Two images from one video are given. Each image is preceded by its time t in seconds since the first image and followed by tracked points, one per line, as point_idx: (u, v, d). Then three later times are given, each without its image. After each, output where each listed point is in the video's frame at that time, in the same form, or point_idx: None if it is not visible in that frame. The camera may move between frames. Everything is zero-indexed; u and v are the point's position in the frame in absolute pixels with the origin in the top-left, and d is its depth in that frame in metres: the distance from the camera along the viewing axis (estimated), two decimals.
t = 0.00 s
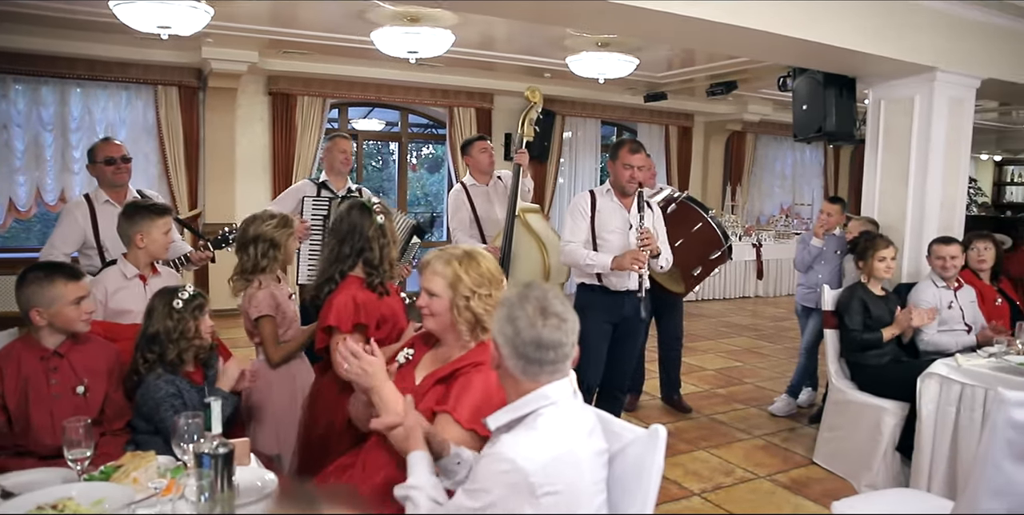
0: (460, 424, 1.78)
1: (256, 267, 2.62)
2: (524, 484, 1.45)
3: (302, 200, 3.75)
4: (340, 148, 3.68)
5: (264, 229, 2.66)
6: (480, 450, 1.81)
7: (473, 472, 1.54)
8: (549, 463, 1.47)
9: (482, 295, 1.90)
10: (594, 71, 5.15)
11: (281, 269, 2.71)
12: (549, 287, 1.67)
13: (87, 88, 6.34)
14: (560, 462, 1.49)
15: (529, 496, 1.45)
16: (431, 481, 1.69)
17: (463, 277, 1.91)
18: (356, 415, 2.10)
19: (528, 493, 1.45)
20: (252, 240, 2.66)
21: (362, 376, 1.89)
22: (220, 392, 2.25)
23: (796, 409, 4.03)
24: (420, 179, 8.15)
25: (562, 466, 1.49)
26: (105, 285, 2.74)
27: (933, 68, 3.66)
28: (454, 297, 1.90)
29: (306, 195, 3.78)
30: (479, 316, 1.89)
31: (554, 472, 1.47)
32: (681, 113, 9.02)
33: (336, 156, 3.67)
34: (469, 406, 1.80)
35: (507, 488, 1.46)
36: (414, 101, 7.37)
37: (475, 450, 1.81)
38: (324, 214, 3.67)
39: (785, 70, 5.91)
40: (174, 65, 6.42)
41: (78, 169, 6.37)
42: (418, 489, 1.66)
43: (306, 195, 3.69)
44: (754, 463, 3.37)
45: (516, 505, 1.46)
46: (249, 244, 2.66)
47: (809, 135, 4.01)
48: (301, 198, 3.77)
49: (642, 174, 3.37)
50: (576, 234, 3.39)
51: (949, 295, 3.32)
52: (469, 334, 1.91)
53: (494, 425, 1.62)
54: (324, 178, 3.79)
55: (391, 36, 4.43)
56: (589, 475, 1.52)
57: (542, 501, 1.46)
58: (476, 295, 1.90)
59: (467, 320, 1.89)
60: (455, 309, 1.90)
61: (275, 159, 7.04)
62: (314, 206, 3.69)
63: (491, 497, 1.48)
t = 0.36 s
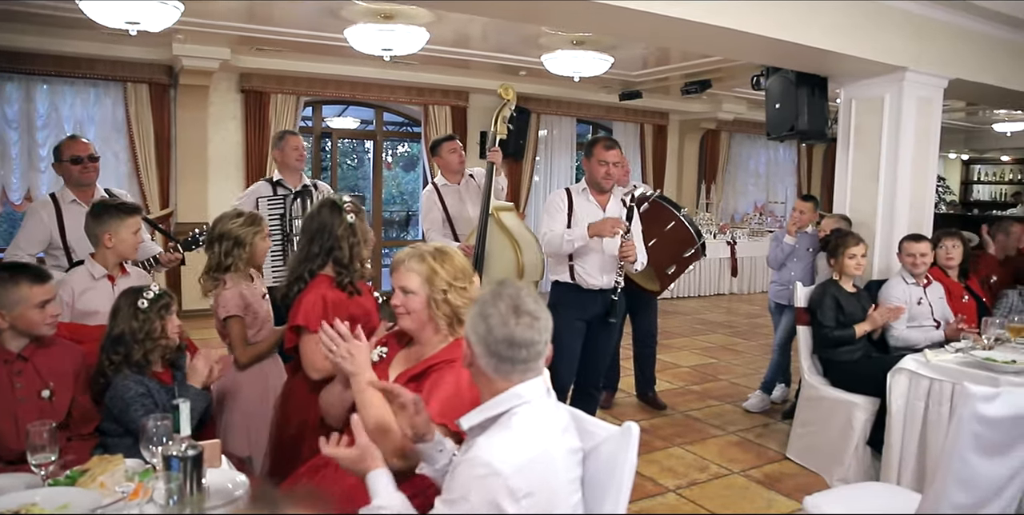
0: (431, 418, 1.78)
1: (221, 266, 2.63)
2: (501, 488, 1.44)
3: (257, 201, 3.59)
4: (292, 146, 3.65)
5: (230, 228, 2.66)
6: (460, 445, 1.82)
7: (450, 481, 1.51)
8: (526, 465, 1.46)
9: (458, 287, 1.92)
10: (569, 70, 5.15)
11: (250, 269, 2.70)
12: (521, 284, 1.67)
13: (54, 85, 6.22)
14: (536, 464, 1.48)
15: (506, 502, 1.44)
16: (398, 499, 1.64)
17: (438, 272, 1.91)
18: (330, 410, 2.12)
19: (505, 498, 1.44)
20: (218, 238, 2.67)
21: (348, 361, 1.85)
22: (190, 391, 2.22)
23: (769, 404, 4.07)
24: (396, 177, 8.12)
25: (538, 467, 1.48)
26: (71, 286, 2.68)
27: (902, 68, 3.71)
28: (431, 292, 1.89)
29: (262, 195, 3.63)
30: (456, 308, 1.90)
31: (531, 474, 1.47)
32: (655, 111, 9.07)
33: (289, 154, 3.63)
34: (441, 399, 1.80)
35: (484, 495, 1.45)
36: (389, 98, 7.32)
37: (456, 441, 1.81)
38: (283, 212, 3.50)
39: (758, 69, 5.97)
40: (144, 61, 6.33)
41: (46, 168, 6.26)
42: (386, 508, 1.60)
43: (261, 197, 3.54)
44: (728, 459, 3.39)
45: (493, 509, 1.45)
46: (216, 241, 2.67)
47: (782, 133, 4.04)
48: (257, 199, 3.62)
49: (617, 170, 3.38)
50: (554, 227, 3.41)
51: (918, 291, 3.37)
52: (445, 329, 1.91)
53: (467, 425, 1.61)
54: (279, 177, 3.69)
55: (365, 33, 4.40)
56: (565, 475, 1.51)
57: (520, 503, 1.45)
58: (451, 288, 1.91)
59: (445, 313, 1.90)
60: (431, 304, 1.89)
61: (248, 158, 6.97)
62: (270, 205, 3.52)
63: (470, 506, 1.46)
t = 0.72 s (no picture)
0: (401, 413, 1.76)
1: (187, 263, 2.62)
2: (468, 481, 1.44)
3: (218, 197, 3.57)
4: (252, 141, 3.64)
5: (198, 224, 2.63)
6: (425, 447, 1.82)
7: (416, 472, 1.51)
8: (492, 458, 1.46)
9: (430, 282, 1.91)
10: (542, 65, 5.14)
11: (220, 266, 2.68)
12: (491, 279, 1.67)
13: (17, 78, 6.08)
14: (503, 458, 1.47)
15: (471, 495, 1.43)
16: (376, 486, 1.68)
17: (410, 267, 1.90)
18: (301, 406, 2.07)
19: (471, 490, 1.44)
20: (185, 235, 2.65)
21: (322, 349, 1.83)
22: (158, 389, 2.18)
23: (741, 397, 4.11)
24: (369, 172, 8.07)
25: (505, 460, 1.47)
26: (34, 282, 2.63)
27: (871, 65, 3.76)
28: (401, 285, 1.88)
29: (223, 192, 3.61)
30: (426, 302, 1.89)
31: (498, 467, 1.46)
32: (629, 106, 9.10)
33: (248, 148, 3.62)
34: (410, 394, 1.78)
35: (449, 486, 1.45)
36: (362, 93, 7.36)
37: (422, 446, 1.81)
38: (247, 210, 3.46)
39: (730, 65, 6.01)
40: (111, 54, 6.22)
41: (9, 163, 6.14)
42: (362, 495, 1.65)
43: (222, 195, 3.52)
44: (701, 452, 3.43)
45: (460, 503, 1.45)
46: (183, 237, 2.66)
47: (754, 129, 4.07)
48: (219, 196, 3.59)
49: (589, 165, 3.39)
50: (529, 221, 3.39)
51: (886, 285, 3.42)
52: (415, 323, 1.89)
53: (436, 420, 1.61)
54: (240, 173, 3.66)
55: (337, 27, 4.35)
56: (534, 468, 1.51)
57: (486, 496, 1.44)
58: (421, 283, 1.90)
59: (415, 308, 1.88)
60: (400, 298, 1.88)
61: (219, 152, 6.88)
62: (234, 201, 3.52)
63: (433, 495, 1.47)
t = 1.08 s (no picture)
0: (372, 410, 1.75)
1: (157, 259, 2.59)
2: (441, 478, 1.43)
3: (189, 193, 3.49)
4: (222, 136, 3.61)
5: (167, 221, 2.60)
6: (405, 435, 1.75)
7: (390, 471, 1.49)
8: (465, 454, 1.46)
9: (399, 281, 1.89)
10: (517, 60, 5.14)
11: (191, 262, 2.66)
12: (463, 274, 1.65)
13: None
14: (476, 454, 1.47)
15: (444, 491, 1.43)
16: (340, 486, 1.62)
17: (381, 263, 1.89)
18: (276, 399, 2.04)
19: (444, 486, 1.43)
20: (155, 230, 2.63)
21: (294, 348, 1.87)
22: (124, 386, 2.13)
23: (714, 392, 4.15)
24: (342, 168, 8.01)
25: (478, 457, 1.47)
26: None
27: (841, 63, 3.80)
28: (370, 283, 1.87)
29: (194, 188, 3.55)
30: (395, 302, 1.88)
31: (471, 463, 1.46)
32: (602, 102, 9.12)
33: (218, 143, 3.59)
34: (383, 392, 1.77)
35: (423, 484, 1.43)
36: (333, 88, 7.18)
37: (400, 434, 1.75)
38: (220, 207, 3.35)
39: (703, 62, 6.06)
40: (77, 47, 6.11)
41: None
42: (326, 494, 1.60)
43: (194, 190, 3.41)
44: (674, 446, 3.46)
45: (434, 499, 1.44)
46: (155, 232, 2.63)
47: (726, 125, 4.11)
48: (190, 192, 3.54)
49: (561, 160, 3.39)
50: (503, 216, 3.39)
51: (856, 280, 3.46)
52: (382, 321, 1.88)
53: (409, 415, 1.60)
54: (210, 168, 3.64)
55: (310, 21, 4.31)
56: (506, 464, 1.52)
57: (458, 493, 1.44)
58: (393, 281, 1.88)
59: (383, 306, 1.87)
60: (370, 296, 1.87)
61: (189, 147, 6.78)
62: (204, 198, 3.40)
63: (409, 496, 1.44)
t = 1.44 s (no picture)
0: (356, 411, 1.76)
1: (137, 256, 2.56)
2: (424, 475, 1.43)
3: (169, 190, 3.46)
4: (201, 132, 3.57)
5: (146, 217, 2.57)
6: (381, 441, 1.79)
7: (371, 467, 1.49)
8: (448, 451, 1.45)
9: (368, 282, 1.86)
10: (499, 57, 5.13)
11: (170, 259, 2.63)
12: (445, 272, 1.65)
13: None
14: (458, 452, 1.47)
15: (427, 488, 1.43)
16: (331, 481, 1.62)
17: (350, 262, 1.87)
18: (254, 398, 2.02)
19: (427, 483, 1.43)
20: (134, 227, 2.60)
21: (273, 355, 1.79)
22: (103, 384, 2.13)
23: (695, 388, 4.18)
24: (323, 164, 7.97)
25: (460, 453, 1.47)
26: None
27: (820, 61, 3.84)
28: (339, 279, 1.87)
29: (173, 185, 3.52)
30: (359, 301, 1.85)
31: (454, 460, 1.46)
32: (584, 100, 9.15)
33: (197, 139, 3.55)
34: (367, 392, 1.77)
35: (405, 480, 1.43)
36: (316, 84, 7.25)
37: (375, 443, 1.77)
38: (201, 204, 3.28)
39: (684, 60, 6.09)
40: (52, 40, 6.02)
41: None
42: (315, 490, 1.60)
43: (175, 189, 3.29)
44: (655, 442, 3.48)
45: (417, 497, 1.43)
46: (133, 229, 2.60)
47: (707, 122, 4.14)
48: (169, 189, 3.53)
49: (541, 157, 3.40)
50: (484, 211, 3.38)
51: (834, 277, 3.50)
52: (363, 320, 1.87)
53: (391, 413, 1.59)
54: (188, 164, 3.60)
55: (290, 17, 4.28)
56: (488, 461, 1.52)
57: (441, 490, 1.44)
58: (364, 278, 1.86)
59: (349, 303, 1.86)
60: (338, 292, 1.87)
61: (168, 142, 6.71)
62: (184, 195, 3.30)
63: (391, 493, 1.44)
